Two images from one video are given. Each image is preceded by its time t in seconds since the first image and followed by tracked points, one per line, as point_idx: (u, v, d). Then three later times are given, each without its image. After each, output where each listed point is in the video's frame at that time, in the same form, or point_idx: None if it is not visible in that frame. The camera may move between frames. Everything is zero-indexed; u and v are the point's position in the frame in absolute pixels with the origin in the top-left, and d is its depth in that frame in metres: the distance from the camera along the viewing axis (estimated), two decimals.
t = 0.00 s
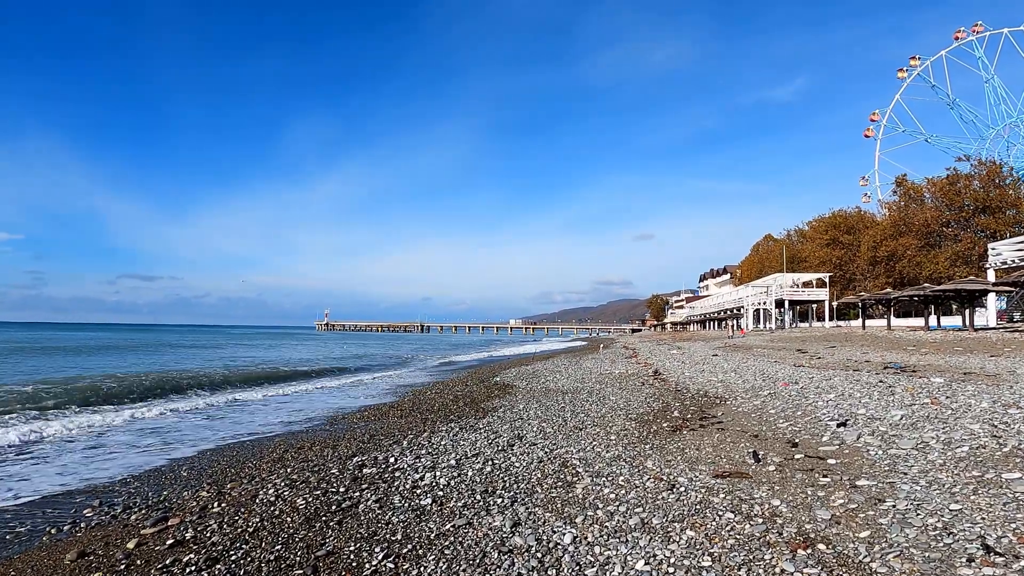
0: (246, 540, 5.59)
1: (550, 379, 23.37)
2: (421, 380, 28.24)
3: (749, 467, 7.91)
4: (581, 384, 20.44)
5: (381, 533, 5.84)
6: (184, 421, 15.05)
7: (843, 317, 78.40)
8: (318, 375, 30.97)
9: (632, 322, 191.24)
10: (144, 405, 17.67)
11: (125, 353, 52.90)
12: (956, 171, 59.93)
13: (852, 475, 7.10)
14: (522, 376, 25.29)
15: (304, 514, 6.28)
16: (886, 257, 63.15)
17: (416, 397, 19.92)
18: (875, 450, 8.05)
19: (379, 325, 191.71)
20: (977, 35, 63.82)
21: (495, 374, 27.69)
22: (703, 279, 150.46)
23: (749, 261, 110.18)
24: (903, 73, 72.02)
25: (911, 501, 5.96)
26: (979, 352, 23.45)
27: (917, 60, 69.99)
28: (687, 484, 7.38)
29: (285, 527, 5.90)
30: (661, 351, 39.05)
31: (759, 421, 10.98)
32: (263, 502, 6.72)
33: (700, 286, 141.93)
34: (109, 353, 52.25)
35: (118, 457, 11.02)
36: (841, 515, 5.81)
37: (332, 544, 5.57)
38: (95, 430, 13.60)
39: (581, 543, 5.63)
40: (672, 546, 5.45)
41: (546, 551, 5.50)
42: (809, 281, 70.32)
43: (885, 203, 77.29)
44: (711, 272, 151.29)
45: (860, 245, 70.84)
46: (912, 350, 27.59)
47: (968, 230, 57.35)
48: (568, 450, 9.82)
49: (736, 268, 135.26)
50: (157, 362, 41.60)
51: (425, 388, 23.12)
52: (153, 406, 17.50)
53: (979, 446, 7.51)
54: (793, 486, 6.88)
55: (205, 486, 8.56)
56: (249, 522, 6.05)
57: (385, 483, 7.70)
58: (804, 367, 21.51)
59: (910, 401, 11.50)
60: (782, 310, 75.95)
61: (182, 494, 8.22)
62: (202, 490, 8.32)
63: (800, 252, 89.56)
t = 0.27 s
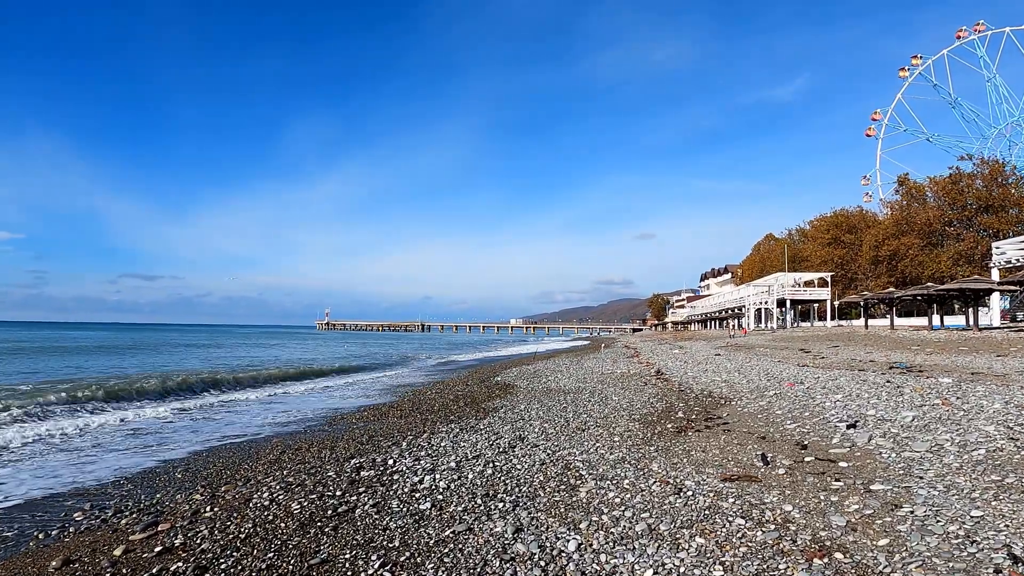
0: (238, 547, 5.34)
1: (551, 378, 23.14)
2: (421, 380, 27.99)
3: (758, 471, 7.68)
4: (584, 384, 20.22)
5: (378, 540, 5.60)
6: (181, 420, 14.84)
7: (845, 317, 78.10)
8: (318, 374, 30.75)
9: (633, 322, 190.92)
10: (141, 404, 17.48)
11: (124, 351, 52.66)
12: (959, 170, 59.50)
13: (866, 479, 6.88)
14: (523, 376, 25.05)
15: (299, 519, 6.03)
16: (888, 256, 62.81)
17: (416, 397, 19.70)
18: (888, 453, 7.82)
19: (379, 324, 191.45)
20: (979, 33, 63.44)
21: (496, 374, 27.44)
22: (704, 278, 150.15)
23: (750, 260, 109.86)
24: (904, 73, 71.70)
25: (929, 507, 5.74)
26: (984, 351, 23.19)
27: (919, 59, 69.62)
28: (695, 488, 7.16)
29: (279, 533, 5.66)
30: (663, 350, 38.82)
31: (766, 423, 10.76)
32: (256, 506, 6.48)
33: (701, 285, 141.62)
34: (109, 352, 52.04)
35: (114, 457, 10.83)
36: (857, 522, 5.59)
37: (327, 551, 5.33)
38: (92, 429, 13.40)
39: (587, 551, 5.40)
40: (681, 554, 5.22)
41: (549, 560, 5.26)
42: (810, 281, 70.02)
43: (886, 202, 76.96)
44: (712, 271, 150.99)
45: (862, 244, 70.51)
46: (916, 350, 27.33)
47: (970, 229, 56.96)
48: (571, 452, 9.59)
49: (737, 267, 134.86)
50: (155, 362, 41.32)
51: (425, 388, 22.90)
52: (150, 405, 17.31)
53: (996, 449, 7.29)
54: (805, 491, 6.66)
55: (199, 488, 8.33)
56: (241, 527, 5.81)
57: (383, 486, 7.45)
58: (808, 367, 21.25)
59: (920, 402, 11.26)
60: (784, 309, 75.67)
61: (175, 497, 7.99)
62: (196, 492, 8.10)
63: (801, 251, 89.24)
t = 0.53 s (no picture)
0: (232, 555, 5.08)
1: (556, 377, 22.86)
2: (424, 378, 27.70)
3: (775, 473, 7.40)
4: (588, 383, 19.92)
5: (379, 545, 5.34)
6: (179, 420, 14.62)
7: (851, 316, 77.50)
8: (321, 372, 30.47)
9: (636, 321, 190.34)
10: (141, 403, 17.30)
11: (127, 350, 52.56)
12: (966, 168, 58.80)
13: (888, 483, 6.59)
14: (527, 375, 24.77)
15: (297, 522, 5.77)
16: (894, 255, 62.23)
17: (419, 396, 19.46)
18: (908, 456, 7.54)
19: (383, 323, 191.38)
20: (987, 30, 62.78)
21: (499, 373, 27.17)
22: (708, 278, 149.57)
23: (755, 259, 109.22)
24: (910, 70, 71.05)
25: (959, 513, 5.46)
26: (995, 351, 22.77)
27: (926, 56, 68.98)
28: (710, 490, 6.89)
29: (276, 538, 5.39)
30: (668, 349, 38.46)
31: (779, 423, 10.47)
32: (253, 509, 6.22)
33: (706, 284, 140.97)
34: (111, 350, 51.91)
35: (111, 458, 10.61)
36: (884, 528, 5.32)
37: (326, 557, 5.08)
38: (89, 429, 13.17)
39: (600, 558, 5.14)
40: (697, 561, 4.96)
41: (561, 568, 4.98)
42: (816, 279, 69.47)
43: (892, 200, 76.29)
44: (716, 271, 150.36)
45: (868, 243, 69.90)
46: (925, 349, 26.92)
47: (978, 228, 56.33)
48: (579, 453, 9.32)
49: (741, 266, 134.12)
50: (157, 360, 41.17)
51: (428, 387, 22.64)
52: (150, 404, 17.11)
53: None
54: (826, 495, 6.39)
55: (196, 489, 8.10)
56: (237, 531, 5.56)
57: (385, 488, 7.20)
58: (817, 366, 20.88)
59: (938, 403, 10.93)
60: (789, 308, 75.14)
61: (171, 498, 7.76)
62: (193, 493, 7.86)
63: (806, 250, 88.61)
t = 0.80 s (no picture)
0: (224, 564, 4.88)
1: (561, 376, 22.63)
2: (428, 377, 27.52)
3: (788, 477, 7.15)
4: (594, 383, 19.68)
5: (376, 554, 5.12)
6: (181, 420, 14.51)
7: (859, 314, 76.79)
8: (326, 371, 30.34)
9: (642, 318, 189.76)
10: (144, 402, 17.22)
11: (133, 349, 52.67)
12: (976, 164, 57.89)
13: (908, 489, 6.33)
14: (532, 374, 24.55)
15: (293, 529, 5.57)
16: (903, 252, 61.52)
17: (423, 395, 19.29)
18: (927, 459, 7.28)
19: (388, 322, 191.56)
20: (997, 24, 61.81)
21: (504, 372, 26.98)
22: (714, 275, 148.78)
23: (761, 256, 108.51)
24: (919, 66, 70.12)
25: (984, 521, 5.22)
26: (1009, 349, 22.34)
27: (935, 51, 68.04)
28: (721, 496, 6.65)
29: (270, 546, 5.20)
30: (675, 348, 38.10)
31: (791, 424, 10.20)
32: (249, 514, 6.04)
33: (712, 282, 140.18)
34: (118, 349, 52.02)
35: (111, 458, 10.49)
36: (905, 538, 5.08)
37: (321, 567, 4.88)
38: (90, 429, 13.07)
39: (607, 568, 4.92)
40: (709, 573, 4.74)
41: None
42: (823, 277, 68.85)
43: (901, 197, 75.44)
44: (722, 269, 149.51)
45: (876, 240, 69.14)
46: (935, 348, 26.49)
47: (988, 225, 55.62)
48: (585, 455, 9.09)
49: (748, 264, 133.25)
50: (164, 359, 41.30)
51: (432, 386, 22.47)
52: (153, 403, 17.02)
53: None
54: (842, 501, 6.15)
55: (194, 492, 7.93)
56: (230, 538, 5.37)
57: (385, 492, 7.00)
58: (826, 365, 20.53)
59: (955, 403, 10.62)
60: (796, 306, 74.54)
61: (168, 500, 7.60)
62: (191, 496, 7.70)
63: (814, 247, 87.91)
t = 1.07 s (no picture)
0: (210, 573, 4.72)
1: (566, 375, 22.44)
2: (433, 376, 27.38)
3: (797, 481, 6.95)
4: (599, 382, 19.48)
5: (369, 562, 4.95)
6: (183, 420, 14.43)
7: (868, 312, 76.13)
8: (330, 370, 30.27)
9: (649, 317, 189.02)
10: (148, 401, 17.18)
11: (140, 347, 52.85)
12: (986, 161, 57.05)
13: (923, 494, 6.11)
14: (537, 373, 24.37)
15: (284, 535, 5.40)
16: (911, 250, 60.90)
17: (426, 395, 19.17)
18: (941, 463, 7.04)
19: (394, 320, 191.69)
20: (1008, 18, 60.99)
21: (509, 371, 26.78)
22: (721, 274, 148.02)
23: (769, 255, 107.80)
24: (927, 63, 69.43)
25: (1005, 529, 4.99)
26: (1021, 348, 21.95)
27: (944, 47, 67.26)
28: (728, 500, 6.45)
29: (259, 553, 5.04)
30: (681, 346, 37.80)
31: (800, 425, 9.97)
32: (242, 519, 5.89)
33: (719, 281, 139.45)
34: (125, 347, 52.23)
35: (110, 458, 10.42)
36: (921, 547, 4.87)
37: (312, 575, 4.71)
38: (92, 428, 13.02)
39: None
40: None
41: None
42: (831, 275, 68.26)
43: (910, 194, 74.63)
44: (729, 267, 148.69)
45: (884, 238, 68.41)
46: (946, 347, 26.09)
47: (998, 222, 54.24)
48: (588, 456, 8.89)
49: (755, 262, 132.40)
50: (170, 357, 41.42)
51: (436, 385, 22.34)
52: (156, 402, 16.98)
53: None
54: (853, 507, 5.95)
55: (190, 494, 7.80)
56: (220, 544, 5.23)
57: (381, 496, 6.82)
58: (835, 364, 20.24)
59: (968, 404, 10.36)
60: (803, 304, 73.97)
61: (163, 503, 7.47)
62: (187, 498, 7.57)
63: (821, 245, 87.22)
